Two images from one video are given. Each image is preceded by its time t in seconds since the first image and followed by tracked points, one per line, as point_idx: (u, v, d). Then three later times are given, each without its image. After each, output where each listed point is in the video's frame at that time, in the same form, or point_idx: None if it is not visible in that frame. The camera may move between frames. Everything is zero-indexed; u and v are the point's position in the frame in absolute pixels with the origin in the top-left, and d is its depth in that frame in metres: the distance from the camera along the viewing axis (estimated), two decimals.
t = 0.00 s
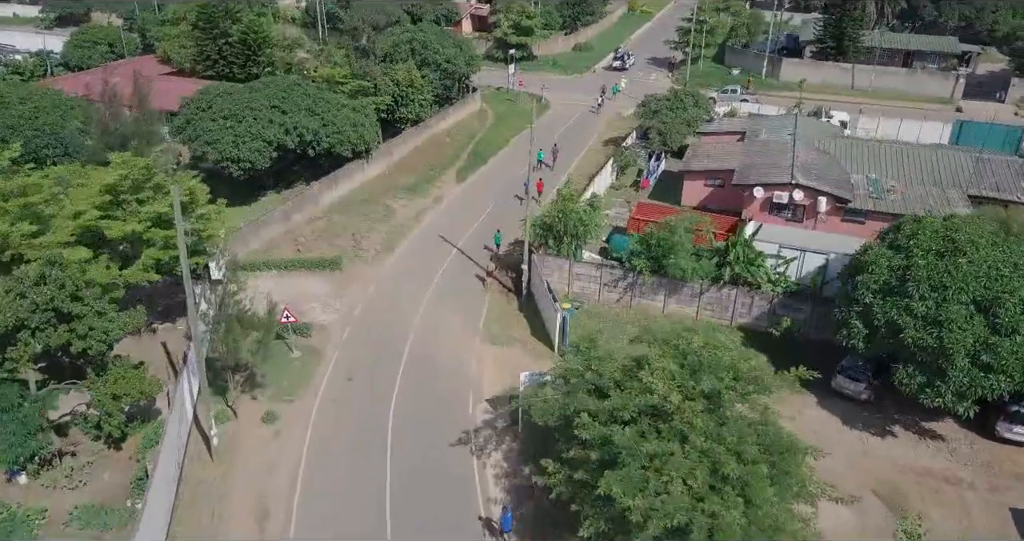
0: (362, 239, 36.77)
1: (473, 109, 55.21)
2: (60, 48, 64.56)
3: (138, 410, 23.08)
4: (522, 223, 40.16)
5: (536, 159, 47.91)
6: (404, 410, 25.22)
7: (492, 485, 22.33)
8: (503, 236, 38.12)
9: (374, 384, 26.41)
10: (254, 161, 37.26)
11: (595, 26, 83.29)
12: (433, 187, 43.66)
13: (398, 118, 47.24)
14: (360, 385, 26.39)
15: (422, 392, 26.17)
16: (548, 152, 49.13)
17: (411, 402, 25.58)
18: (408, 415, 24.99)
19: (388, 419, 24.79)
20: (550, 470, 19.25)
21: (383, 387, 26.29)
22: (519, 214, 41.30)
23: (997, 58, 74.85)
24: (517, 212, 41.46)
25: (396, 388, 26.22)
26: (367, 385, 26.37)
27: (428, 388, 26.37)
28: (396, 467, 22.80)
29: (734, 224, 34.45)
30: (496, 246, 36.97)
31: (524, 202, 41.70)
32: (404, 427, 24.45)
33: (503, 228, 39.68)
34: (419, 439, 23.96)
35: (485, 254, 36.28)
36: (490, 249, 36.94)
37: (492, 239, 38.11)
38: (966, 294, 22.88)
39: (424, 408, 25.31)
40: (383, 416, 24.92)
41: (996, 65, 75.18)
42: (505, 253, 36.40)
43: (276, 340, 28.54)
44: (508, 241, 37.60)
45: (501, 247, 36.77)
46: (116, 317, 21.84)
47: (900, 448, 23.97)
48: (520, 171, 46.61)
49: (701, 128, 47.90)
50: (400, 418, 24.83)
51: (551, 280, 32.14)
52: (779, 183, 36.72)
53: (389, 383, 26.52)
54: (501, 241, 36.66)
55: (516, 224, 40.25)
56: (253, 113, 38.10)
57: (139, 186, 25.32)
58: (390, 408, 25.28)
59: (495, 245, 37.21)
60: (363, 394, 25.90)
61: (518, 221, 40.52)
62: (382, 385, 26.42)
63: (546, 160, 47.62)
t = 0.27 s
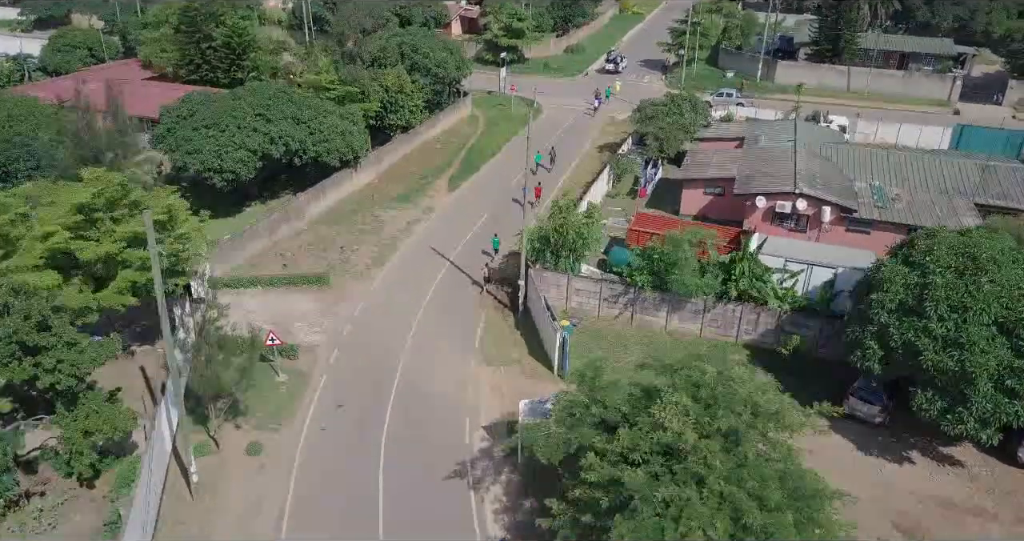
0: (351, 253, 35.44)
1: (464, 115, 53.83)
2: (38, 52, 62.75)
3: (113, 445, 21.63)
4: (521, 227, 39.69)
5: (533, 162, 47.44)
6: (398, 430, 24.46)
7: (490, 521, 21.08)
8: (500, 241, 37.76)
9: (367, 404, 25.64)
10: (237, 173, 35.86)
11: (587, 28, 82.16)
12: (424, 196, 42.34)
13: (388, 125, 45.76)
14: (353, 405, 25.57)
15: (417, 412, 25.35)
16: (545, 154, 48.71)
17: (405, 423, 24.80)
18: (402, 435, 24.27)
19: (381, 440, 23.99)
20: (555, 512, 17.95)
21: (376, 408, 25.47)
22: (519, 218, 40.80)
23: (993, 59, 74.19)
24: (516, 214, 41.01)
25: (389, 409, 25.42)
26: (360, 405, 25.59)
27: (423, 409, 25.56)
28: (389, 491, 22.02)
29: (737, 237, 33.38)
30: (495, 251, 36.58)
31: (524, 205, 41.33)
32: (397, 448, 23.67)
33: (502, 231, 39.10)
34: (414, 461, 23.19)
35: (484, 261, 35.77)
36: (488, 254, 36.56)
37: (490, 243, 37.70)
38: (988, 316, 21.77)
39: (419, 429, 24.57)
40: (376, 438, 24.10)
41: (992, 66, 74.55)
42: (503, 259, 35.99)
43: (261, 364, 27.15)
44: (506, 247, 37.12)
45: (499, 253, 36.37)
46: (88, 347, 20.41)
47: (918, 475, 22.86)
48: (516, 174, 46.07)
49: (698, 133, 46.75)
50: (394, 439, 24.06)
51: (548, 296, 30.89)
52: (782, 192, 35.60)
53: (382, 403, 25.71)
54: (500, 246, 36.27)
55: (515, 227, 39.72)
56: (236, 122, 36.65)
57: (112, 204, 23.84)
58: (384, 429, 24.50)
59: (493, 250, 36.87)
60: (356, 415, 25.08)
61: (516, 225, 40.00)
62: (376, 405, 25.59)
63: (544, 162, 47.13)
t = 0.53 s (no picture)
0: (341, 265, 34.28)
1: (455, 120, 52.62)
2: (18, 55, 61.24)
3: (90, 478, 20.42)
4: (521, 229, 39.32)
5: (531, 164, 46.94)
6: (392, 446, 23.69)
7: None
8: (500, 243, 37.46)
9: (361, 419, 24.90)
10: (224, 183, 34.61)
11: (579, 30, 81.22)
12: (417, 205, 41.21)
13: (379, 131, 44.52)
14: (345, 423, 24.73)
15: (412, 430, 24.49)
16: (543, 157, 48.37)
17: (400, 438, 24.09)
18: (397, 448, 23.63)
19: (375, 457, 23.22)
20: None
21: (370, 425, 24.63)
22: (518, 222, 40.38)
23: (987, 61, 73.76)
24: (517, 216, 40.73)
25: (384, 426, 24.61)
26: (353, 420, 24.83)
27: (418, 426, 24.73)
28: (382, 507, 21.38)
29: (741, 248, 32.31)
30: (493, 255, 36.18)
31: (524, 208, 40.92)
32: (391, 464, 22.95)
33: (502, 235, 38.69)
34: (408, 478, 22.43)
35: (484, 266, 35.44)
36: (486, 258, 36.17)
37: (490, 247, 37.31)
38: (1010, 336, 20.92)
39: (414, 446, 23.79)
40: (369, 454, 23.35)
41: (987, 68, 74.07)
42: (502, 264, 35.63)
43: (248, 386, 25.94)
44: (505, 252, 36.81)
45: (498, 257, 35.99)
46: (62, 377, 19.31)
47: (936, 501, 21.92)
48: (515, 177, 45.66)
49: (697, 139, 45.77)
50: (388, 455, 23.29)
51: (546, 310, 29.81)
52: (785, 201, 34.68)
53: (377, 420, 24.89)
54: (499, 250, 35.85)
55: (515, 230, 39.31)
56: (222, 130, 35.43)
57: (89, 221, 22.66)
58: (377, 445, 23.77)
59: (492, 254, 36.51)
60: (349, 433, 24.25)
61: (516, 227, 39.61)
62: (370, 422, 24.77)
63: (542, 164, 46.69)
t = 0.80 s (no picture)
0: (333, 279, 33.14)
1: (449, 125, 51.46)
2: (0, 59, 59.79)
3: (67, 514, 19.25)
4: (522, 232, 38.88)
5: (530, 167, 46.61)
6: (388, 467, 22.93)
7: None
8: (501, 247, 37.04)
9: (356, 437, 24.20)
10: (211, 194, 33.38)
11: (573, 31, 80.17)
12: (411, 214, 40.10)
13: (371, 138, 43.33)
14: (338, 443, 23.86)
15: (408, 452, 23.65)
16: (542, 159, 48.02)
17: (395, 456, 23.42)
18: (392, 465, 23.03)
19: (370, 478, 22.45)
20: None
21: (364, 446, 23.78)
22: (518, 225, 39.79)
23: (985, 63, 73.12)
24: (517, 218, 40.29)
25: (379, 446, 23.80)
26: (347, 438, 24.08)
27: (414, 447, 23.89)
28: (377, 521, 20.96)
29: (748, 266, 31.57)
30: (494, 259, 35.78)
31: (523, 212, 40.38)
32: (387, 482, 22.33)
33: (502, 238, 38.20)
34: (404, 498, 21.80)
35: (487, 269, 35.05)
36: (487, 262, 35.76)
37: (490, 251, 36.90)
38: None
39: (410, 467, 23.01)
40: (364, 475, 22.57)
41: (985, 69, 73.40)
42: (502, 268, 35.22)
43: (236, 410, 24.79)
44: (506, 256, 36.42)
45: (498, 261, 35.61)
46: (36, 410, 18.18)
47: (957, 529, 20.98)
48: (515, 179, 45.21)
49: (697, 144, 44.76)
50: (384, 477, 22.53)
51: (546, 326, 28.76)
52: (791, 210, 33.73)
53: (372, 441, 24.02)
54: (499, 254, 35.44)
55: (516, 232, 38.90)
56: (208, 139, 34.23)
57: (65, 240, 21.49)
58: (372, 465, 23.00)
59: (491, 257, 36.09)
60: (343, 454, 23.40)
61: (516, 229, 39.17)
62: (365, 443, 23.90)
63: (542, 166, 46.41)
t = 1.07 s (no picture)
0: (323, 296, 31.85)
1: (440, 132, 50.15)
2: None
3: None
4: (522, 236, 38.36)
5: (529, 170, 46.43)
6: (385, 487, 22.11)
7: None
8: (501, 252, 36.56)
9: (352, 455, 23.36)
10: (195, 208, 31.98)
11: (566, 33, 78.94)
12: (404, 225, 38.85)
13: (361, 146, 41.97)
14: (333, 464, 22.98)
15: (404, 477, 22.58)
16: (542, 162, 47.67)
17: (393, 475, 22.63)
18: (391, 484, 22.25)
19: (367, 499, 21.63)
20: None
21: (359, 471, 22.73)
22: (517, 231, 39.13)
23: (981, 65, 72.41)
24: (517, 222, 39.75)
25: (375, 470, 22.76)
26: (342, 457, 23.24)
27: (411, 472, 22.82)
28: None
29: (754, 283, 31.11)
30: (494, 264, 35.30)
31: (523, 215, 39.84)
32: (385, 503, 21.54)
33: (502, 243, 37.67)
34: (399, 524, 20.85)
35: (490, 275, 34.65)
36: (487, 268, 35.27)
37: (491, 255, 36.44)
38: None
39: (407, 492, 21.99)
40: (360, 496, 21.76)
41: (982, 71, 72.65)
42: (503, 273, 34.77)
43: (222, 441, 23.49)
44: (507, 260, 35.93)
45: (498, 266, 35.16)
46: None
47: None
48: (516, 183, 44.76)
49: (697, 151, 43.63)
50: (381, 498, 21.71)
51: (546, 346, 27.57)
52: (797, 221, 32.62)
53: (367, 466, 22.94)
54: (500, 259, 35.01)
55: (517, 237, 38.43)
56: (192, 150, 32.84)
57: (37, 263, 20.14)
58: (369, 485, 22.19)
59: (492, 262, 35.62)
60: (338, 475, 22.56)
61: (517, 233, 38.67)
62: (359, 468, 22.84)
63: (541, 170, 46.24)
